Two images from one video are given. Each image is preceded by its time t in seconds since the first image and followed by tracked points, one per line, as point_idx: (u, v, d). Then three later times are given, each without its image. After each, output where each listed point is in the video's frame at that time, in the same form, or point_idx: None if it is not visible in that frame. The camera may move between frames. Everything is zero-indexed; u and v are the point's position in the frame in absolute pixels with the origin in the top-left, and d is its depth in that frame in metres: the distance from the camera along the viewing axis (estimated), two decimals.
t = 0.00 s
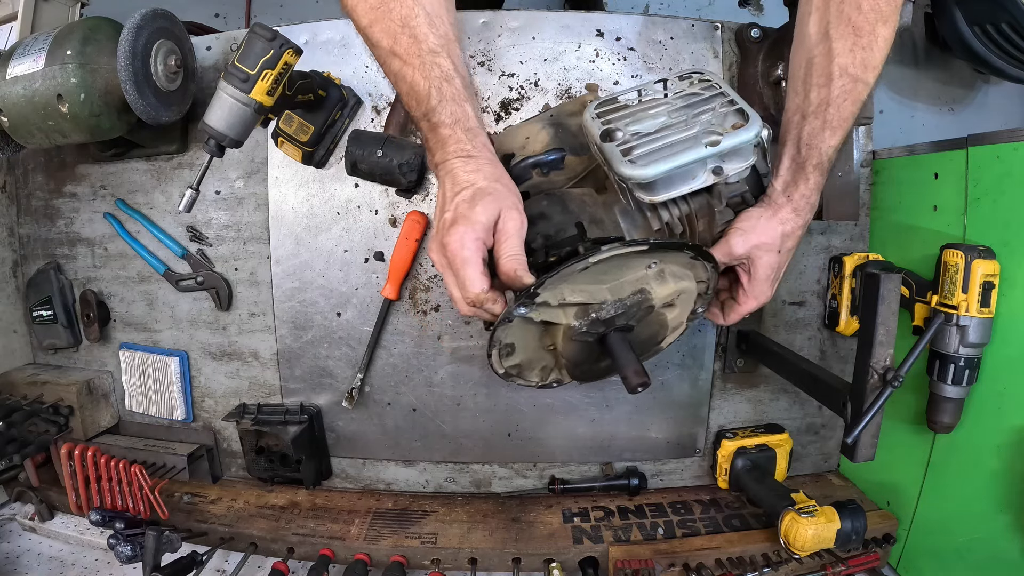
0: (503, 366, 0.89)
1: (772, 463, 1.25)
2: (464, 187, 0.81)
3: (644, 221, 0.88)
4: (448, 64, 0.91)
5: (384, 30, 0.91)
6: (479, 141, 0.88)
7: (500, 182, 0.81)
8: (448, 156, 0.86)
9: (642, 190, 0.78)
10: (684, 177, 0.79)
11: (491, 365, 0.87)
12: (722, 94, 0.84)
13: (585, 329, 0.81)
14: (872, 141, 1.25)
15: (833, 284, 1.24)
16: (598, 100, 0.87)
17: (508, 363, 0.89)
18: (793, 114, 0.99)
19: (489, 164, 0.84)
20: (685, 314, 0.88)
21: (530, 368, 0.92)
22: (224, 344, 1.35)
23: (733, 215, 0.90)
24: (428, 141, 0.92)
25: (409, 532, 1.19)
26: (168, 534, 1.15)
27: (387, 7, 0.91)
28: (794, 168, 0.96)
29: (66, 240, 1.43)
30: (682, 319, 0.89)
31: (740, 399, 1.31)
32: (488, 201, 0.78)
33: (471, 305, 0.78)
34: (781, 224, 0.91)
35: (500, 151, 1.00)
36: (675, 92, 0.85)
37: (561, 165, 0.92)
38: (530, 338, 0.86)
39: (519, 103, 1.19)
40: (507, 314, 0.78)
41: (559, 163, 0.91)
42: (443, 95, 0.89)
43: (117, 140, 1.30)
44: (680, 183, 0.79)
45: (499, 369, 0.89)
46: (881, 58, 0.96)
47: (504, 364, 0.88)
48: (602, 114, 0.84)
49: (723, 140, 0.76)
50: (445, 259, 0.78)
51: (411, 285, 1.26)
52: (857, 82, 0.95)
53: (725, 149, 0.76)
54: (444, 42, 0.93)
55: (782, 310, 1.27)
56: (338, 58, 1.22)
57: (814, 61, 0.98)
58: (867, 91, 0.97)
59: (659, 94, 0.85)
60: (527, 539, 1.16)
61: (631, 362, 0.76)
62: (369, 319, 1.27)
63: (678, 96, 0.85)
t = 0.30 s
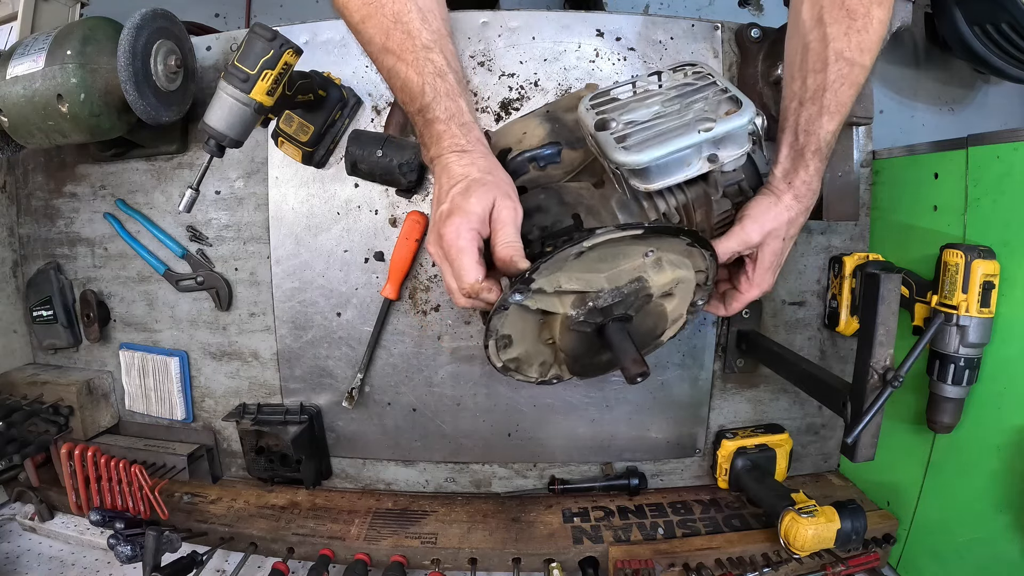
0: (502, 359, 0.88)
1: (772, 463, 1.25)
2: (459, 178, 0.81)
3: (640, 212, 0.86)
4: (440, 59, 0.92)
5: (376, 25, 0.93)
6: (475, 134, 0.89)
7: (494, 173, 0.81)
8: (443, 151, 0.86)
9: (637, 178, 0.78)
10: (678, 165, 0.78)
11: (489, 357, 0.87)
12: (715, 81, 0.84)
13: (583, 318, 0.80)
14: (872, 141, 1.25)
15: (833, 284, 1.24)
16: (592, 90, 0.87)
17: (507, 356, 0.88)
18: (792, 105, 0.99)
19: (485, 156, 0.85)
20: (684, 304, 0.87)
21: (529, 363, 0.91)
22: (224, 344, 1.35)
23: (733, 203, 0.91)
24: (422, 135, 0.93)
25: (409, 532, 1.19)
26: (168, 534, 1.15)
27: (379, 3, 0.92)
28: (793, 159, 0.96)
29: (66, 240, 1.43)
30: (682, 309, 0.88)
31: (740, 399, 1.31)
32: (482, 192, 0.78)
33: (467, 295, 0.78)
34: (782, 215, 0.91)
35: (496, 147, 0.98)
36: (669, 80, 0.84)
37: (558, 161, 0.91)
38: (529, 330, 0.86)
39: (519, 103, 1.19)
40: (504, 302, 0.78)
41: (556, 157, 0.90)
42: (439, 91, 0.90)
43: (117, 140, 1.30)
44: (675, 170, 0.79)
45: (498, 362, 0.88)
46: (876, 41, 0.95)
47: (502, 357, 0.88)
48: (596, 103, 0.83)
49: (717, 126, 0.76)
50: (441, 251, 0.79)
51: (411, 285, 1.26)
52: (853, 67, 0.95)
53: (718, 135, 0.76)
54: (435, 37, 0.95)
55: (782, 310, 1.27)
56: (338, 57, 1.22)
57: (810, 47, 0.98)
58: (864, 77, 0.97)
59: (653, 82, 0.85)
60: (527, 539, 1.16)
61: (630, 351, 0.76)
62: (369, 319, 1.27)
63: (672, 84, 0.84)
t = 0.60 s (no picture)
0: (502, 354, 0.88)
1: (772, 464, 1.25)
2: (451, 172, 0.81)
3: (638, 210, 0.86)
4: (429, 50, 0.93)
5: (364, 15, 0.93)
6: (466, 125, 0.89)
7: (486, 165, 0.81)
8: (433, 144, 0.87)
9: (636, 173, 0.78)
10: (678, 159, 0.78)
11: (489, 352, 0.87)
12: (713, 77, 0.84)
13: (582, 313, 0.81)
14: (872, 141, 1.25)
15: (833, 284, 1.24)
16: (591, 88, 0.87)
17: (506, 352, 0.89)
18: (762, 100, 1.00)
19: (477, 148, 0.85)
20: (685, 299, 0.87)
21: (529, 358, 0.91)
22: (224, 344, 1.35)
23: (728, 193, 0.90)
24: (411, 128, 0.93)
25: (409, 532, 1.19)
26: (168, 534, 1.15)
27: None
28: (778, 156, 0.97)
29: (66, 240, 1.43)
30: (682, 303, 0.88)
31: (740, 399, 1.31)
32: (475, 185, 0.78)
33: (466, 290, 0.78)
34: (781, 209, 0.91)
35: (496, 144, 0.98)
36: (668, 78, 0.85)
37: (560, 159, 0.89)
38: (528, 325, 0.86)
39: (519, 103, 1.19)
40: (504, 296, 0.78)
41: (556, 153, 0.89)
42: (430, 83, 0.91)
43: (117, 140, 1.30)
44: (675, 165, 0.78)
45: (498, 358, 0.89)
46: (875, 33, 0.96)
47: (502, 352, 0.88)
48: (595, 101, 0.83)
49: (715, 119, 0.76)
50: (439, 248, 0.79)
51: (411, 285, 1.26)
52: (853, 61, 0.96)
53: (717, 128, 0.76)
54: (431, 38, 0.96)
55: (782, 310, 1.27)
56: (338, 58, 1.22)
57: (807, 42, 0.98)
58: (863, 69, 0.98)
59: (651, 79, 0.85)
60: (527, 539, 1.16)
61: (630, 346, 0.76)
62: (369, 319, 1.27)
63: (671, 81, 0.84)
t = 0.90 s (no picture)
0: (494, 348, 0.90)
1: (772, 464, 1.25)
2: (435, 164, 0.80)
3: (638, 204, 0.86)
4: (413, 39, 0.92)
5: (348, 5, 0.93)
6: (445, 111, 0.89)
7: (470, 155, 0.80)
8: (415, 135, 0.86)
9: (630, 165, 0.78)
10: (672, 153, 0.78)
11: (482, 346, 0.88)
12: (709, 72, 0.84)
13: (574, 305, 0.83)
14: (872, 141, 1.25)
15: (833, 284, 1.24)
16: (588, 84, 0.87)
17: (499, 346, 0.90)
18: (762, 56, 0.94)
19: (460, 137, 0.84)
20: (677, 293, 0.89)
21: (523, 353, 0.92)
22: (224, 345, 1.35)
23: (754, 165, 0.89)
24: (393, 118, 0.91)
25: (409, 532, 1.19)
26: (168, 534, 1.15)
27: None
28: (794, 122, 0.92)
29: (66, 240, 1.43)
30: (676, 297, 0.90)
31: (740, 399, 1.31)
32: (462, 177, 0.77)
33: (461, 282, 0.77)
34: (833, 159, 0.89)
35: (493, 139, 0.99)
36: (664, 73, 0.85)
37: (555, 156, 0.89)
38: (521, 318, 0.88)
39: (519, 103, 1.19)
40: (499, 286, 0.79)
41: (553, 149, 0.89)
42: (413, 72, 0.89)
43: (117, 140, 1.30)
44: (669, 159, 0.78)
45: (491, 352, 0.90)
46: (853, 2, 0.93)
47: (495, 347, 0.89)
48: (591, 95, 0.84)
49: (709, 111, 0.75)
50: (430, 243, 0.78)
51: (411, 285, 1.26)
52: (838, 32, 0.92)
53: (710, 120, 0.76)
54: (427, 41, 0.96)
55: (782, 310, 1.27)
56: (338, 58, 1.22)
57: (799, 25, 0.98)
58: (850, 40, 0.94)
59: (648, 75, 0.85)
60: (527, 539, 1.16)
61: (621, 339, 0.78)
62: (369, 319, 1.27)
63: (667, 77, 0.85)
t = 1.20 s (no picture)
0: (485, 326, 0.88)
1: (772, 464, 1.25)
2: (414, 150, 0.79)
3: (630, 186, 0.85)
4: (401, 18, 0.89)
5: None
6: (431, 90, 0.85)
7: (447, 136, 0.78)
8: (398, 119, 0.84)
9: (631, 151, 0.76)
10: (674, 139, 0.76)
11: (472, 322, 0.86)
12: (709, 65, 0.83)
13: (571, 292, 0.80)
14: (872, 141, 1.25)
15: (833, 284, 1.24)
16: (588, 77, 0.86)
17: (490, 325, 0.88)
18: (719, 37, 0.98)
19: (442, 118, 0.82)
20: (675, 281, 0.87)
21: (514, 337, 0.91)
22: (224, 345, 1.35)
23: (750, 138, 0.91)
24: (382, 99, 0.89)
25: (409, 532, 1.19)
26: (168, 534, 1.15)
27: None
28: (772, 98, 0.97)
29: (66, 240, 1.43)
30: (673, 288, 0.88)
31: (740, 399, 1.31)
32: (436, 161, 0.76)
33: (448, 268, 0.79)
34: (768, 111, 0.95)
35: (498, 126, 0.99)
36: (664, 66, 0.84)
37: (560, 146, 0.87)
38: (515, 297, 0.86)
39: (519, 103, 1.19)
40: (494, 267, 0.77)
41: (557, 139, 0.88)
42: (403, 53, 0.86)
43: (117, 140, 1.30)
44: (671, 145, 0.77)
45: (481, 330, 0.88)
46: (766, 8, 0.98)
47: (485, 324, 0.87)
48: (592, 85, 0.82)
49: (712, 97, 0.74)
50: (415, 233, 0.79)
51: (411, 285, 1.26)
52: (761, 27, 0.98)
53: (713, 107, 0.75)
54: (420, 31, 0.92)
55: (782, 310, 1.27)
56: (338, 58, 1.22)
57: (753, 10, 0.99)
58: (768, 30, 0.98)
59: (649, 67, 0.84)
60: (527, 539, 1.16)
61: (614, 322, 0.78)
62: (369, 319, 1.27)
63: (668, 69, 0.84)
